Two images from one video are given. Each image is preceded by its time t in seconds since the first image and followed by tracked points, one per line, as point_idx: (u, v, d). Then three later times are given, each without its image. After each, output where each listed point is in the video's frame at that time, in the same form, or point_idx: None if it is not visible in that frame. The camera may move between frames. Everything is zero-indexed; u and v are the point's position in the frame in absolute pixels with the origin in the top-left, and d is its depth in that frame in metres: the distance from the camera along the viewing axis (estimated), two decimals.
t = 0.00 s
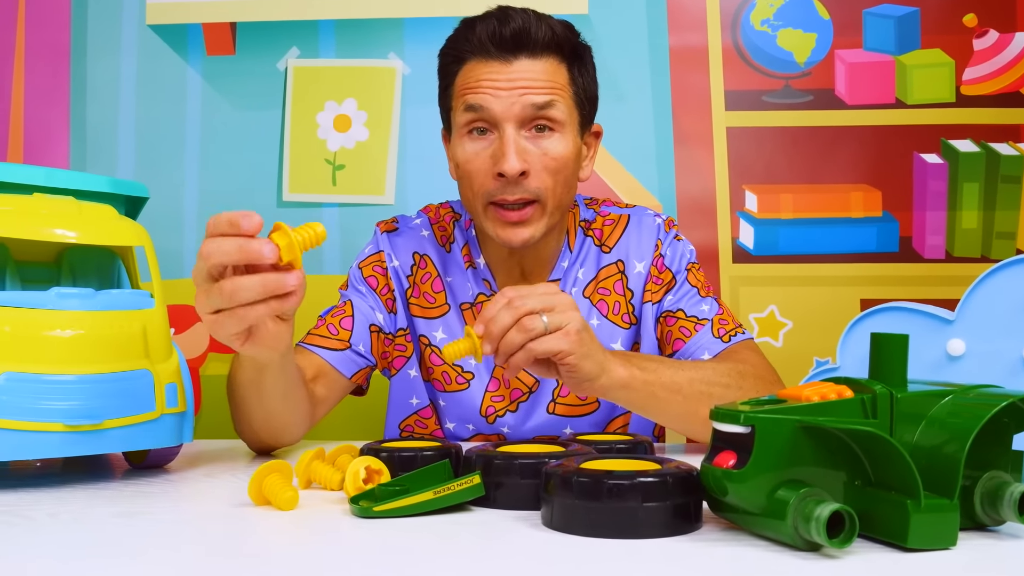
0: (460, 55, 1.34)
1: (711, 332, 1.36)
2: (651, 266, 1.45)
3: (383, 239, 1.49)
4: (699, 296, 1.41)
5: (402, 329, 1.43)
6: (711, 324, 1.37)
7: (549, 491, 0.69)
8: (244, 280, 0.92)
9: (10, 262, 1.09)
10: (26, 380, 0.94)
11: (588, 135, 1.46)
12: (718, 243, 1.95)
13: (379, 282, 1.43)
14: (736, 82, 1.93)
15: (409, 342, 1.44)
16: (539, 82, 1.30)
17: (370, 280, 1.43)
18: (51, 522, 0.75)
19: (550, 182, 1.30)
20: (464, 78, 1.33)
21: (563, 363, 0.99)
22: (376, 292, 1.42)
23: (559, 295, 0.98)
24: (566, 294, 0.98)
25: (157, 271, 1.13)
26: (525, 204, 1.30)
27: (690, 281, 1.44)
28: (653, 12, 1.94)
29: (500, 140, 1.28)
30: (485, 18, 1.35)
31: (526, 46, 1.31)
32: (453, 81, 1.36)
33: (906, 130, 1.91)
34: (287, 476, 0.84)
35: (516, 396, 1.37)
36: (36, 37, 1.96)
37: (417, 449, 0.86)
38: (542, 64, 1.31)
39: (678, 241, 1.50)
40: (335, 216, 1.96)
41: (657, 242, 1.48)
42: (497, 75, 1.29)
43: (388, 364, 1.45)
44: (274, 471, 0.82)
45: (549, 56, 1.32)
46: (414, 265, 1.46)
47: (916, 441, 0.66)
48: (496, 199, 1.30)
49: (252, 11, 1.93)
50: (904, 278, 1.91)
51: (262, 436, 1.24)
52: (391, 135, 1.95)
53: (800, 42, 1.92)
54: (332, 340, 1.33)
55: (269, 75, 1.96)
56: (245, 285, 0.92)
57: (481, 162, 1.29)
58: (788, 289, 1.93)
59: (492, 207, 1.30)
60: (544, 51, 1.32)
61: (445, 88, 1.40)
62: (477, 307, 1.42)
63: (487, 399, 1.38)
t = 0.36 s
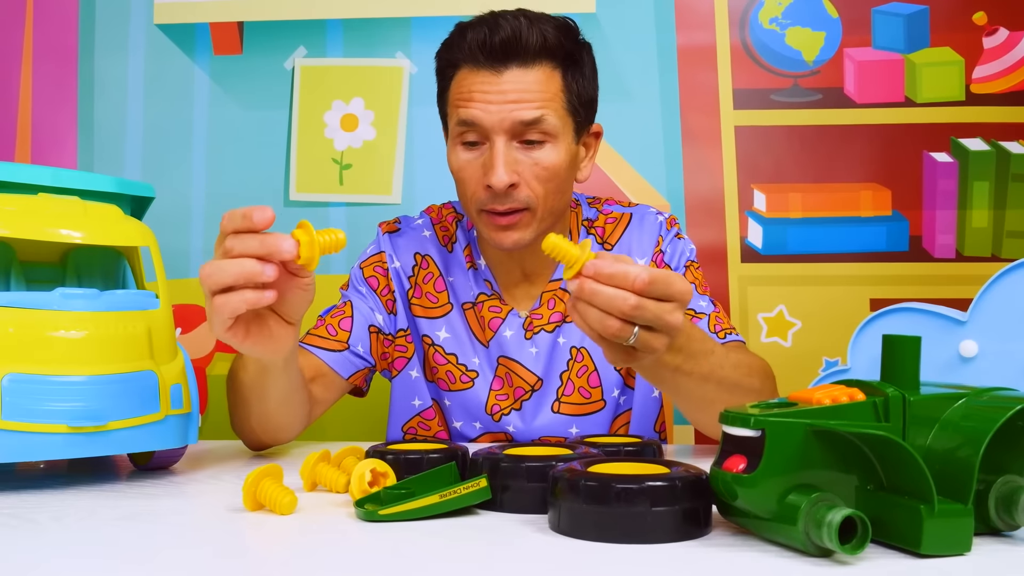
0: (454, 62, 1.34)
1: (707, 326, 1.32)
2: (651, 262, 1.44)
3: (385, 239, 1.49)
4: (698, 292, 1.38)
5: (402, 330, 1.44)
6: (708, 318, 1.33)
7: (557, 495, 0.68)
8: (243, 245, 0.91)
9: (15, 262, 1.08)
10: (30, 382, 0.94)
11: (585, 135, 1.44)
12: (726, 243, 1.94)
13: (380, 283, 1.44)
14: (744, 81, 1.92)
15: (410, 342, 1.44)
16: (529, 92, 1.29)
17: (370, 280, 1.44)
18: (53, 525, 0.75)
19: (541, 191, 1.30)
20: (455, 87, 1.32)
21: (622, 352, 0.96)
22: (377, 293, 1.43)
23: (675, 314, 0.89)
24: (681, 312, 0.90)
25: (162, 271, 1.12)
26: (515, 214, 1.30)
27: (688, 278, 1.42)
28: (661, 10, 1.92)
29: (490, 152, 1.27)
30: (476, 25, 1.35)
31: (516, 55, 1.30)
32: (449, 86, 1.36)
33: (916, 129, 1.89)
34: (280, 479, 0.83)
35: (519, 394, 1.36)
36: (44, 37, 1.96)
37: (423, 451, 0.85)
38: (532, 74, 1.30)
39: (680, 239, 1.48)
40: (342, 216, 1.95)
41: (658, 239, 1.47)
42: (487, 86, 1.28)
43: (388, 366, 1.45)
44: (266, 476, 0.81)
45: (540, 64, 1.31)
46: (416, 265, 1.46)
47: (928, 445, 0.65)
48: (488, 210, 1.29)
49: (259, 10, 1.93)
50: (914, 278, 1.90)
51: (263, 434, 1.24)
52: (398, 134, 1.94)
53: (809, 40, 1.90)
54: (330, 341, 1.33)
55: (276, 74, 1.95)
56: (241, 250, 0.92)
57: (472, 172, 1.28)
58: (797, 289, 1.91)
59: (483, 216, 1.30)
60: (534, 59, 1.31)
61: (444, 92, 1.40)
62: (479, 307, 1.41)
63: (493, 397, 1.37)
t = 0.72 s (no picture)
0: (443, 65, 1.33)
1: (681, 323, 1.32)
2: (638, 258, 1.43)
3: (379, 243, 1.47)
4: (681, 287, 1.37)
5: (398, 334, 1.43)
6: (683, 316, 1.32)
7: (558, 498, 0.67)
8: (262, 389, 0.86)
9: (15, 262, 1.08)
10: (30, 382, 0.94)
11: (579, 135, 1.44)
12: (730, 243, 1.93)
13: (375, 287, 1.43)
14: (749, 82, 1.91)
15: (405, 345, 1.44)
16: (519, 97, 1.28)
17: (364, 284, 1.43)
18: (50, 526, 0.74)
19: (531, 195, 1.30)
20: (444, 92, 1.31)
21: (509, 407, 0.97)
22: (371, 297, 1.43)
23: (481, 338, 0.94)
24: (487, 335, 0.95)
25: (162, 270, 1.12)
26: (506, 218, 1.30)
27: (674, 271, 1.41)
28: (665, 10, 1.92)
29: (480, 157, 1.27)
30: (465, 27, 1.33)
31: (505, 59, 1.29)
32: (440, 88, 1.35)
33: (921, 130, 1.88)
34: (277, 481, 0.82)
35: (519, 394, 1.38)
36: (47, 37, 1.96)
37: (424, 453, 0.85)
38: (522, 78, 1.29)
39: (671, 234, 1.47)
40: (345, 216, 1.95)
41: (646, 235, 1.46)
42: (476, 93, 1.27)
43: (384, 371, 1.45)
44: (264, 478, 0.80)
45: (530, 68, 1.30)
46: (410, 269, 1.45)
47: (933, 448, 0.65)
48: (479, 214, 1.29)
49: (262, 9, 1.93)
50: (919, 279, 1.89)
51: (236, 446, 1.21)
52: (401, 133, 1.93)
53: (813, 41, 1.90)
54: (326, 346, 1.31)
55: (278, 73, 1.95)
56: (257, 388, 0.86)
57: (463, 176, 1.28)
58: (801, 290, 1.90)
59: (475, 220, 1.30)
60: (524, 63, 1.30)
61: (434, 93, 1.38)
62: (476, 309, 1.42)
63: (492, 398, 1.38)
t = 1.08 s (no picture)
0: (439, 65, 1.31)
1: (648, 321, 1.32)
2: (617, 254, 1.43)
3: (369, 246, 1.47)
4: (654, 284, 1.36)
5: (391, 334, 1.44)
6: (650, 313, 1.33)
7: (562, 501, 0.67)
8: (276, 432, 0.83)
9: (15, 260, 1.08)
10: (28, 382, 0.93)
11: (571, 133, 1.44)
12: (734, 244, 1.92)
13: (367, 289, 1.43)
14: (753, 82, 1.90)
15: (399, 345, 1.44)
16: (520, 96, 1.27)
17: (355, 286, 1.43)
18: (48, 528, 0.74)
19: (531, 195, 1.30)
20: (441, 93, 1.30)
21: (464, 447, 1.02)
22: (362, 299, 1.43)
23: (424, 386, 1.00)
24: (432, 382, 1.00)
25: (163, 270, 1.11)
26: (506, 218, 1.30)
27: (651, 267, 1.39)
28: (669, 10, 1.91)
29: (480, 158, 1.27)
30: (463, 28, 1.32)
31: (505, 59, 1.28)
32: (432, 89, 1.33)
33: (926, 131, 1.87)
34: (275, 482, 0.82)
35: (513, 390, 1.38)
36: (49, 36, 1.96)
37: (426, 455, 0.84)
38: (522, 78, 1.28)
39: (653, 228, 1.45)
40: (347, 215, 1.95)
41: (628, 230, 1.45)
42: (476, 93, 1.26)
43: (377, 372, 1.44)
44: (259, 479, 0.80)
45: (528, 67, 1.30)
46: (401, 270, 1.45)
47: (941, 453, 0.64)
48: (479, 215, 1.29)
49: (265, 8, 1.92)
50: (923, 281, 1.88)
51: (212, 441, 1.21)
52: (405, 132, 1.93)
53: (818, 41, 1.89)
54: (320, 346, 1.31)
55: (281, 72, 1.95)
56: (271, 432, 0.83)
57: (462, 177, 1.28)
58: (805, 291, 1.90)
59: (474, 220, 1.30)
60: (523, 63, 1.29)
61: (425, 96, 1.37)
62: (465, 308, 1.42)
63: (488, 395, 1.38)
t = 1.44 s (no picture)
0: (444, 62, 1.31)
1: (652, 319, 1.31)
2: (619, 253, 1.42)
3: (367, 247, 1.46)
4: (656, 283, 1.36)
5: (390, 334, 1.43)
6: (653, 312, 1.32)
7: (567, 506, 0.66)
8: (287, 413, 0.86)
9: (14, 260, 1.07)
10: (28, 383, 0.93)
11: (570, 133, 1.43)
12: (737, 246, 1.91)
13: (366, 290, 1.43)
14: (756, 83, 1.90)
15: (398, 346, 1.44)
16: (525, 95, 1.27)
17: (355, 289, 1.42)
18: (47, 532, 0.73)
19: (533, 191, 1.29)
20: (446, 89, 1.30)
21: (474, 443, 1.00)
22: (362, 299, 1.42)
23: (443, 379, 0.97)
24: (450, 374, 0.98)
25: (164, 270, 1.11)
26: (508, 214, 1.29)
27: (651, 267, 1.39)
28: (672, 11, 1.90)
29: (484, 153, 1.26)
30: (471, 25, 1.32)
31: (511, 57, 1.28)
32: (437, 85, 1.33)
33: (930, 133, 1.87)
34: (285, 486, 0.82)
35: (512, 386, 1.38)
36: (50, 34, 1.95)
37: (429, 458, 0.83)
38: (527, 77, 1.28)
39: (653, 229, 1.46)
40: (349, 216, 1.94)
41: (627, 230, 1.45)
42: (482, 89, 1.26)
43: (377, 373, 1.44)
44: (268, 481, 0.80)
45: (534, 66, 1.29)
46: (400, 270, 1.44)
47: (950, 458, 0.63)
48: (481, 209, 1.29)
49: (268, 7, 1.92)
50: (925, 283, 1.87)
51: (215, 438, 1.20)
52: (407, 132, 1.92)
53: (822, 43, 1.88)
54: (320, 346, 1.30)
55: (284, 72, 1.94)
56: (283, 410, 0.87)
57: (466, 171, 1.28)
58: (807, 293, 1.89)
59: (476, 214, 1.29)
60: (529, 61, 1.29)
61: (428, 92, 1.37)
62: (464, 306, 1.41)
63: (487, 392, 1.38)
